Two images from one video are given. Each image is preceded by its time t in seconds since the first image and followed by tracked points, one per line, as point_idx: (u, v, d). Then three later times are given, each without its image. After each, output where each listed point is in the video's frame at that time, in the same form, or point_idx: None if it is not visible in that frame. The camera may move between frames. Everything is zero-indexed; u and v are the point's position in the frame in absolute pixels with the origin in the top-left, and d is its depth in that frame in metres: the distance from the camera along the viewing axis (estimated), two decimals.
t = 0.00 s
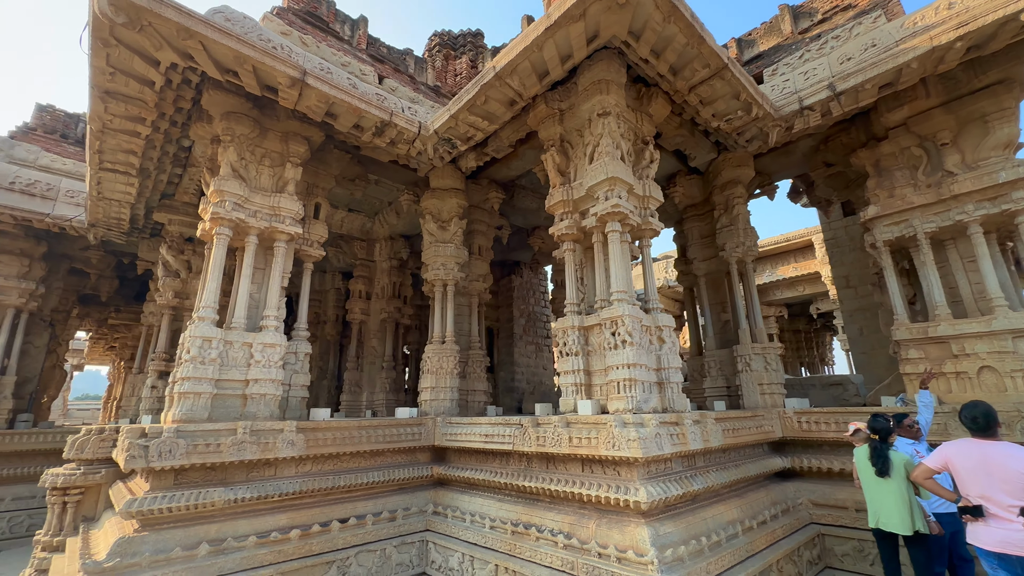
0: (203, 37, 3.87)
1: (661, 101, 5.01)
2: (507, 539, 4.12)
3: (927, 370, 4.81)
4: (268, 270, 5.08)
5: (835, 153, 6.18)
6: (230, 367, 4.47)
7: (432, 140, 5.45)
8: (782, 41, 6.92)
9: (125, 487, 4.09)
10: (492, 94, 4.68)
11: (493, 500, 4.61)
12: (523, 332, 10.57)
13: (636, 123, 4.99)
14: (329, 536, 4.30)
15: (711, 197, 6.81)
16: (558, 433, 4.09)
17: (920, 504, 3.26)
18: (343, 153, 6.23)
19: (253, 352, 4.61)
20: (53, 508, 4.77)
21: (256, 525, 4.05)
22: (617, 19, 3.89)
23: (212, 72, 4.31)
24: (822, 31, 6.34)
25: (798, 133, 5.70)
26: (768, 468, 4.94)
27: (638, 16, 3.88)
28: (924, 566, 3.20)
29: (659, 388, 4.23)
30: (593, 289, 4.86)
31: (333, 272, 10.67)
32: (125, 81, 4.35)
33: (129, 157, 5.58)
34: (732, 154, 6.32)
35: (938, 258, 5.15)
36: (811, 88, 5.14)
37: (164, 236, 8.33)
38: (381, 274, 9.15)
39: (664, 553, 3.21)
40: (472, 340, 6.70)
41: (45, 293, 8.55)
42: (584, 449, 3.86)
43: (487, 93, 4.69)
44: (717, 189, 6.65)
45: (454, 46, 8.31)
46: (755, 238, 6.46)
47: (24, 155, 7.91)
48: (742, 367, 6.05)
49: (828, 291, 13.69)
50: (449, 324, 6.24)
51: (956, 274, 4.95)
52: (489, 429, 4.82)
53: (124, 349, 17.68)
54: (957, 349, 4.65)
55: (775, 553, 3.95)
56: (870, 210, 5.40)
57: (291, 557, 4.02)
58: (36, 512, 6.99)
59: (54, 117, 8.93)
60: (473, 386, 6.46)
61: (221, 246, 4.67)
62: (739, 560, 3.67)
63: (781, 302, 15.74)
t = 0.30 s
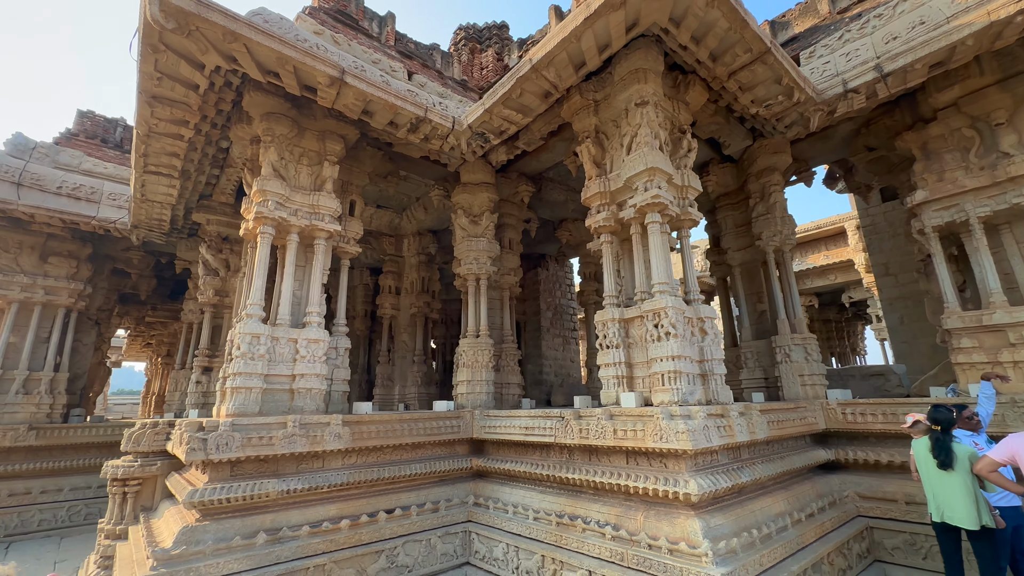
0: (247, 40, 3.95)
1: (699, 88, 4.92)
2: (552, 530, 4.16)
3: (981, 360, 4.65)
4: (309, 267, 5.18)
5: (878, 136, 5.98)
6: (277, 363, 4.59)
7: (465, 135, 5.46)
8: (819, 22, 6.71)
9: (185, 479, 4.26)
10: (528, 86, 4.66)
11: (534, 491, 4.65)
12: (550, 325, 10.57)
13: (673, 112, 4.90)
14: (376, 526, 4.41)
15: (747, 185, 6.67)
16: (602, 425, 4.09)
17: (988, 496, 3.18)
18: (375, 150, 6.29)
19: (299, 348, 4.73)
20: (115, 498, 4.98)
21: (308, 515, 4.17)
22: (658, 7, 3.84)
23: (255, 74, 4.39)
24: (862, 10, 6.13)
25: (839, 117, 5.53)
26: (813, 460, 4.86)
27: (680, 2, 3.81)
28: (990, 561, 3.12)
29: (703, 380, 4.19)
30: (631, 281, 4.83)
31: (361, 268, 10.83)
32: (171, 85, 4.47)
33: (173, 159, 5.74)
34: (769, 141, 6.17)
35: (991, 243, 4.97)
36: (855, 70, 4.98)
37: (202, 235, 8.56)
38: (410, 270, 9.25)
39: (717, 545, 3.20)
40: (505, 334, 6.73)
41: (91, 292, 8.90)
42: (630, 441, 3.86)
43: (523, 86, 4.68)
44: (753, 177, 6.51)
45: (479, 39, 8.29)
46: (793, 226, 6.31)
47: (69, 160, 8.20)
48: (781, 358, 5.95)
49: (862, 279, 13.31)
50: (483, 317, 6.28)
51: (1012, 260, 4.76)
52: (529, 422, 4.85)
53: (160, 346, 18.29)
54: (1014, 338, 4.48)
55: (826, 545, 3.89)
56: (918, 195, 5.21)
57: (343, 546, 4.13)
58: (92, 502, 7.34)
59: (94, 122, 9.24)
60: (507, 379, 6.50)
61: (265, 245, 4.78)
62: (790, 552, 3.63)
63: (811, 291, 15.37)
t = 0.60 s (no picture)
0: (285, 36, 3.98)
1: (735, 74, 4.81)
2: (591, 522, 4.15)
3: None
4: (343, 262, 5.24)
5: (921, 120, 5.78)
6: (316, 356, 4.66)
7: (495, 128, 5.44)
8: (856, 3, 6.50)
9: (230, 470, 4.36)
10: (561, 77, 4.62)
11: (571, 484, 4.65)
12: (574, 318, 10.52)
13: (709, 99, 4.79)
14: (416, 517, 4.46)
15: (780, 174, 6.52)
16: (642, 418, 4.06)
17: None
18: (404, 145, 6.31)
19: (336, 342, 4.79)
20: (161, 488, 5.13)
21: (349, 506, 4.24)
22: None
23: (291, 71, 4.43)
24: None
25: (881, 100, 5.35)
26: (855, 454, 4.76)
27: None
28: None
29: (744, 373, 4.12)
30: (667, 273, 4.77)
31: (385, 263, 10.92)
32: (210, 84, 4.54)
33: (208, 157, 5.85)
34: (804, 127, 6.02)
35: None
36: (900, 51, 4.80)
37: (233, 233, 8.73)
38: (435, 264, 9.30)
39: (766, 538, 3.15)
40: (533, 327, 6.72)
41: (128, 290, 9.16)
42: (672, 433, 3.82)
43: (556, 77, 4.63)
44: (787, 164, 6.35)
45: (503, 31, 8.24)
46: (829, 214, 6.15)
47: (105, 161, 8.42)
48: (818, 350, 5.81)
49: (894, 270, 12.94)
50: (512, 311, 6.28)
51: None
52: (564, 415, 4.84)
53: (190, 342, 18.79)
54: None
55: (875, 540, 3.81)
56: (966, 180, 5.02)
57: (384, 536, 4.19)
58: (136, 492, 7.60)
59: (127, 124, 9.47)
60: (537, 372, 6.49)
61: (302, 240, 4.84)
62: (838, 547, 3.56)
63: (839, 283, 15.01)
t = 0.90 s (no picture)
0: (317, 30, 3.97)
1: (770, 61, 4.70)
2: (626, 517, 4.12)
3: None
4: (371, 257, 5.24)
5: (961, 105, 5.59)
6: (347, 350, 4.68)
7: (522, 120, 5.39)
8: None
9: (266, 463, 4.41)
10: (592, 66, 4.55)
11: (603, 478, 4.61)
12: (594, 313, 10.46)
13: (743, 87, 4.68)
14: (448, 510, 4.47)
15: (811, 163, 6.37)
16: (679, 411, 3.99)
17: None
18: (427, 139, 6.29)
19: (367, 336, 4.80)
20: (196, 480, 5.21)
21: (384, 498, 4.25)
22: None
23: (321, 66, 4.43)
24: None
25: (920, 85, 5.18)
26: (895, 449, 4.65)
27: None
28: None
29: (783, 365, 4.03)
30: (699, 265, 4.68)
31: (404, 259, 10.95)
32: (240, 80, 4.56)
33: (236, 154, 5.89)
34: (837, 115, 5.87)
35: None
36: (943, 33, 4.63)
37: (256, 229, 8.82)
38: (455, 259, 9.29)
39: (814, 533, 3.08)
40: (558, 321, 6.68)
41: (155, 286, 9.29)
42: (710, 427, 3.75)
43: (586, 67, 4.57)
44: (819, 153, 6.20)
45: (523, 23, 8.17)
46: (863, 204, 5.99)
47: (131, 159, 8.53)
48: (853, 343, 5.69)
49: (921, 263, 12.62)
50: (538, 305, 6.24)
51: None
52: (595, 409, 4.79)
53: (210, 338, 19.06)
54: None
55: (920, 536, 3.72)
56: (1011, 166, 4.85)
57: (418, 529, 4.20)
58: (166, 485, 7.72)
59: (151, 123, 9.59)
60: (562, 366, 6.45)
61: (332, 235, 4.86)
62: (884, 543, 3.48)
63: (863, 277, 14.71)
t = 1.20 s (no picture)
0: (349, 25, 3.97)
1: (803, 51, 4.62)
2: (659, 513, 4.09)
3: None
4: (398, 252, 5.24)
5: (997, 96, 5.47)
6: (376, 345, 4.68)
7: (548, 114, 5.35)
8: None
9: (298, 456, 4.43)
10: (622, 58, 4.50)
11: (633, 474, 4.58)
12: (611, 309, 10.32)
13: (776, 78, 4.61)
14: (478, 505, 4.47)
15: (840, 156, 6.26)
16: (713, 407, 3.94)
17: None
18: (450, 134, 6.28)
19: (395, 331, 4.81)
20: (226, 474, 5.26)
21: (415, 493, 4.26)
22: None
23: (351, 61, 4.43)
24: None
25: (957, 75, 5.06)
26: (932, 446, 4.56)
27: None
28: None
29: (819, 361, 3.96)
30: (731, 259, 4.63)
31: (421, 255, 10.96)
32: (270, 76, 4.58)
33: (261, 150, 5.92)
34: (867, 107, 5.77)
35: None
36: (985, 20, 4.51)
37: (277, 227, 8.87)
38: (474, 255, 9.29)
39: (859, 531, 3.03)
40: (581, 317, 6.64)
41: (177, 283, 9.39)
42: (747, 423, 3.70)
43: (616, 59, 4.52)
44: (848, 146, 6.09)
45: (543, 17, 8.12)
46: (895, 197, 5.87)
47: (153, 157, 8.61)
48: (884, 339, 5.59)
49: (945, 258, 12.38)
50: (561, 300, 6.21)
51: None
52: (624, 405, 4.76)
53: (226, 335, 19.24)
54: None
55: (964, 535, 3.65)
56: None
57: (451, 524, 4.21)
58: (191, 479, 7.81)
59: (173, 121, 9.67)
60: (586, 362, 6.42)
61: (360, 230, 4.86)
62: (928, 542, 3.41)
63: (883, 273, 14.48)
